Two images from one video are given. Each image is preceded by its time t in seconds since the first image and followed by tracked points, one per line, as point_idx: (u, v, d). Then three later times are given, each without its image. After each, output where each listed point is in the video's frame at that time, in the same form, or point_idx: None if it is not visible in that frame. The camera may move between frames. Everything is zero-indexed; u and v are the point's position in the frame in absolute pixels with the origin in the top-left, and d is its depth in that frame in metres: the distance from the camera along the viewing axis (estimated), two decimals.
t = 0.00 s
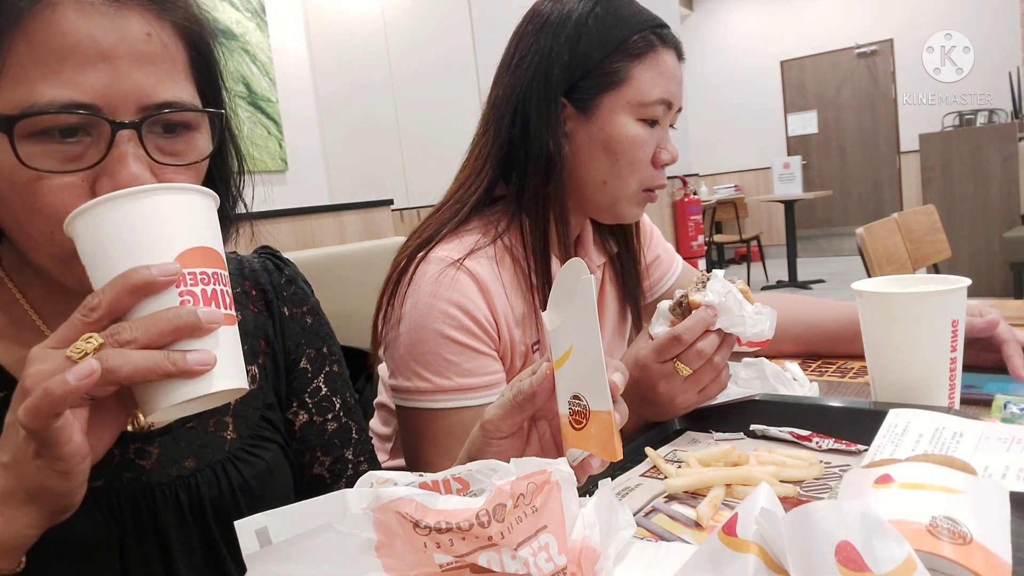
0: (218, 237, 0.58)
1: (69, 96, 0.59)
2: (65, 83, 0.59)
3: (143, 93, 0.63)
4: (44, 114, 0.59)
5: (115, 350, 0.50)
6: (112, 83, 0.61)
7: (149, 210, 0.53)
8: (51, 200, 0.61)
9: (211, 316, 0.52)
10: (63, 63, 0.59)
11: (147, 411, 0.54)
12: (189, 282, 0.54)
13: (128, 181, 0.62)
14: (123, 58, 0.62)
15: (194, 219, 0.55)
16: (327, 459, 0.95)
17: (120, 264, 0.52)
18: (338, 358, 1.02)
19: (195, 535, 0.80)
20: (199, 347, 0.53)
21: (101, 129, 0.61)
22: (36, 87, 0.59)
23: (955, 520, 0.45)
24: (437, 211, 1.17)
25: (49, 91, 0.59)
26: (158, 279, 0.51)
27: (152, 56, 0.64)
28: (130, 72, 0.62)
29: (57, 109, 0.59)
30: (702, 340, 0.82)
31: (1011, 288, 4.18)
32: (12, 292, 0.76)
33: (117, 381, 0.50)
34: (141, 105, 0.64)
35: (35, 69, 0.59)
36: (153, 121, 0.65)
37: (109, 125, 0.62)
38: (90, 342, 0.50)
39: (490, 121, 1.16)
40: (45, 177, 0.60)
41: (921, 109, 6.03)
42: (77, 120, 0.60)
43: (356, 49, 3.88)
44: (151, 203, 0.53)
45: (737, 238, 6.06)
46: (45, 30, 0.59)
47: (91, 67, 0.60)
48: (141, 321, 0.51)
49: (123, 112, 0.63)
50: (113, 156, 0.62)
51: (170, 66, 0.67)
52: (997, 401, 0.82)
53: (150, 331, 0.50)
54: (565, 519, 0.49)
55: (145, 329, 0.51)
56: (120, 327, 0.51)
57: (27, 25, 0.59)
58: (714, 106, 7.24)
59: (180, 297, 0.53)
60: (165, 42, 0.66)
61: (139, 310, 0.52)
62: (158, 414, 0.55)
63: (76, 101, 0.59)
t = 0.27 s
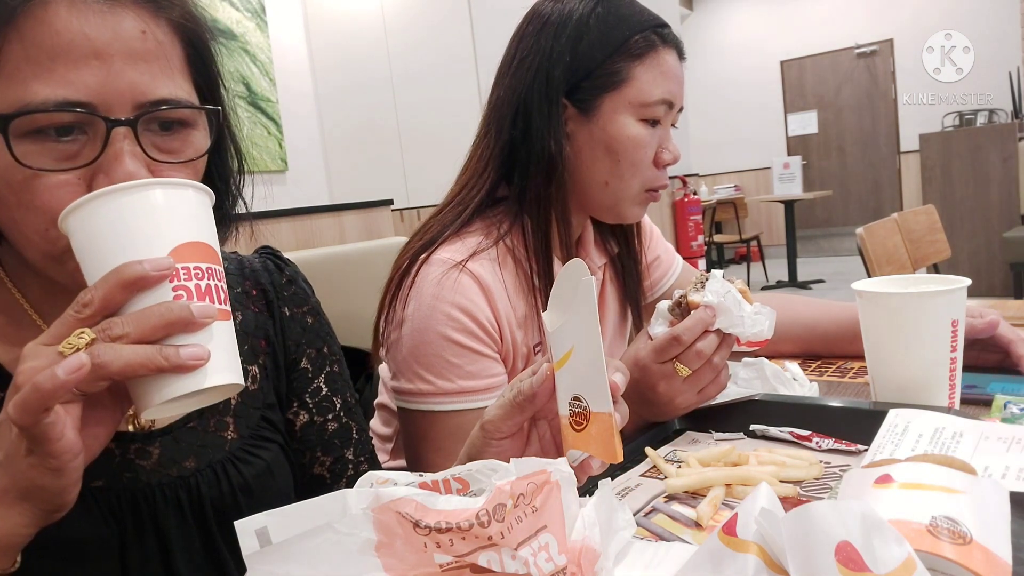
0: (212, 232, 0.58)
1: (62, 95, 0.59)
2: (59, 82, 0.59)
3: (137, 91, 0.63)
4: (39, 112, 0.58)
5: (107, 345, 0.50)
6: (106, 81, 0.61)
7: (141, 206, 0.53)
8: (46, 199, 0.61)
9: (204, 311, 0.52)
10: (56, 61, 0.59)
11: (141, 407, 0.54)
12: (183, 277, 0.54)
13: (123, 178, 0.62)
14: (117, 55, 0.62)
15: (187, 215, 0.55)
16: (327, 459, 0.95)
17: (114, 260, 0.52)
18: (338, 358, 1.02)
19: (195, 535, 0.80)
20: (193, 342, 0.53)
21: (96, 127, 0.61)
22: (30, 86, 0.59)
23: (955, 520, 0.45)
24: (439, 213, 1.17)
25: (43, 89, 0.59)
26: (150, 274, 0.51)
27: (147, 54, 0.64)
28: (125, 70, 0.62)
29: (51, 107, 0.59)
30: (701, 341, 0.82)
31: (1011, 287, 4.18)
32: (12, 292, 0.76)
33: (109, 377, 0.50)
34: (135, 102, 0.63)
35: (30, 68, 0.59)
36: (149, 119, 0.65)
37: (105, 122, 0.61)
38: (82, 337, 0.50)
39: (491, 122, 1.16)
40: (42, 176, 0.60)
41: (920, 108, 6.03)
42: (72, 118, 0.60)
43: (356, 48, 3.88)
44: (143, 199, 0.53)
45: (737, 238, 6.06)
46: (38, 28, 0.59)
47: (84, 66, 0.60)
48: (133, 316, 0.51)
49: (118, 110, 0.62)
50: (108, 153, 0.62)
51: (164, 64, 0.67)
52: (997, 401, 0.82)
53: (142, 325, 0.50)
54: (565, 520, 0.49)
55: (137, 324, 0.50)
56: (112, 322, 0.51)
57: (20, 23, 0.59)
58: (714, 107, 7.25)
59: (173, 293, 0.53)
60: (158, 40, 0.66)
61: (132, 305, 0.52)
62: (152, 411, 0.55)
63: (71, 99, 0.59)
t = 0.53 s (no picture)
0: (209, 228, 0.58)
1: (56, 92, 0.59)
2: (52, 78, 0.59)
3: (132, 88, 0.63)
4: (34, 109, 0.58)
5: (101, 338, 0.50)
6: (101, 78, 0.61)
7: (138, 200, 0.53)
8: (43, 196, 0.61)
9: (199, 305, 0.52)
10: (50, 58, 0.59)
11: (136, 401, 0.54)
12: (178, 271, 0.54)
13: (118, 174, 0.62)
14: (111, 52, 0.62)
15: (184, 209, 0.55)
16: (327, 459, 0.95)
17: (112, 254, 0.52)
18: (338, 358, 1.02)
19: (196, 536, 0.80)
20: (188, 335, 0.53)
21: (90, 123, 0.61)
22: (25, 83, 0.59)
23: (955, 520, 0.45)
24: (439, 214, 1.17)
25: (37, 86, 0.59)
26: (145, 268, 0.51)
27: (142, 51, 0.64)
28: (119, 67, 0.62)
29: (46, 104, 0.59)
30: (700, 341, 0.82)
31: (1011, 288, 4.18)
32: (13, 292, 0.76)
33: (102, 371, 0.50)
34: (130, 99, 0.63)
35: (24, 65, 0.59)
36: (144, 116, 0.65)
37: (100, 119, 0.62)
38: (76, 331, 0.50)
39: (491, 123, 1.16)
40: (38, 173, 0.60)
41: (920, 109, 6.03)
42: (67, 115, 0.60)
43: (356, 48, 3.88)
44: (139, 192, 0.53)
45: (737, 238, 6.06)
46: (33, 25, 0.59)
47: (78, 62, 0.60)
48: (127, 309, 0.51)
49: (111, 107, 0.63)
50: (104, 151, 0.62)
51: (160, 62, 0.67)
52: (997, 401, 0.82)
53: (137, 319, 0.50)
54: (565, 520, 0.49)
55: (131, 318, 0.50)
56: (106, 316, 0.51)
57: (13, 19, 0.58)
58: (714, 107, 7.25)
59: (168, 287, 0.53)
60: (152, 37, 0.66)
61: (127, 300, 0.52)
62: (147, 405, 0.55)
63: (67, 96, 0.60)
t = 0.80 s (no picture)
0: (210, 233, 0.58)
1: (54, 92, 0.59)
2: (50, 77, 0.59)
3: (130, 86, 0.63)
4: (31, 108, 0.59)
5: (102, 345, 0.50)
6: (99, 78, 0.61)
7: (139, 204, 0.53)
8: (41, 196, 0.60)
9: (200, 311, 0.52)
10: (48, 57, 0.59)
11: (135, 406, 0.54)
12: (179, 277, 0.53)
13: (116, 173, 0.62)
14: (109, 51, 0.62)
15: (186, 215, 0.55)
16: (328, 459, 0.96)
17: (114, 258, 0.52)
18: (339, 358, 1.02)
19: (197, 537, 0.80)
20: (189, 343, 0.53)
21: (88, 123, 0.61)
22: (23, 82, 0.59)
23: (955, 520, 0.45)
24: (439, 216, 1.17)
25: (36, 84, 0.59)
26: (147, 274, 0.50)
27: (141, 50, 0.64)
28: (117, 66, 0.62)
29: (45, 103, 0.59)
30: (699, 341, 0.82)
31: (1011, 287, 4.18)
32: (13, 294, 0.76)
33: (104, 378, 0.50)
34: (128, 98, 0.63)
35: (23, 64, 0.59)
36: (143, 115, 0.65)
37: (98, 119, 0.62)
38: (78, 337, 0.50)
39: (490, 124, 1.16)
40: (36, 173, 0.60)
41: (920, 109, 6.03)
42: (65, 114, 0.60)
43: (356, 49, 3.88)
44: (141, 197, 0.53)
45: (737, 238, 6.05)
46: (30, 23, 0.59)
47: (76, 62, 0.60)
48: (129, 316, 0.51)
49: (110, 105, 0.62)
50: (102, 150, 0.62)
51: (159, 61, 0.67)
52: (997, 401, 0.82)
53: (138, 326, 0.50)
54: (565, 520, 0.49)
55: (133, 324, 0.50)
56: (108, 322, 0.51)
57: (12, 18, 0.58)
58: (714, 106, 7.25)
59: (169, 294, 0.53)
60: (152, 36, 0.66)
61: (128, 306, 0.52)
62: (147, 412, 0.55)
63: (66, 95, 0.60)
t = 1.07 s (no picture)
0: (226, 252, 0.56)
1: (57, 87, 0.60)
2: (53, 73, 0.60)
3: (133, 84, 0.63)
4: (34, 103, 0.59)
5: (130, 383, 0.49)
6: (100, 76, 0.61)
7: (163, 232, 0.50)
8: (38, 191, 0.60)
9: (224, 345, 0.51)
10: (50, 54, 0.60)
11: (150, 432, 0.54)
12: (202, 309, 0.52)
13: (117, 169, 0.60)
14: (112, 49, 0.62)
15: (208, 239, 0.53)
16: (328, 459, 0.95)
17: (133, 285, 0.50)
18: (339, 359, 1.02)
19: (197, 538, 0.79)
20: (211, 377, 0.53)
21: (90, 118, 0.61)
22: (25, 78, 0.59)
23: (955, 520, 0.45)
24: (439, 216, 1.17)
25: (37, 81, 0.59)
26: (175, 311, 0.49)
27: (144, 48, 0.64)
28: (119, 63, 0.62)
29: (46, 98, 0.59)
30: (699, 341, 0.82)
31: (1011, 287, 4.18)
32: (13, 294, 0.76)
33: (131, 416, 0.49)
34: (131, 95, 0.63)
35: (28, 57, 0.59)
36: (145, 112, 0.65)
37: (100, 115, 0.61)
38: (105, 373, 0.49)
39: (490, 124, 1.16)
40: (36, 168, 0.60)
41: (920, 108, 6.03)
42: (67, 110, 0.60)
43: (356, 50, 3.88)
44: (165, 225, 0.50)
45: (737, 238, 6.05)
46: (32, 20, 0.59)
47: (79, 58, 0.60)
48: (155, 353, 0.49)
49: (111, 101, 0.62)
50: (103, 146, 0.61)
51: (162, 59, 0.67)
52: (997, 401, 0.82)
53: (166, 363, 0.49)
54: (565, 521, 0.49)
55: (160, 361, 0.49)
56: (133, 358, 0.50)
57: (17, 18, 0.59)
58: (714, 106, 7.24)
59: (193, 328, 0.52)
60: (157, 36, 0.66)
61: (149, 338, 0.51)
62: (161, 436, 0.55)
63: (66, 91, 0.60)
